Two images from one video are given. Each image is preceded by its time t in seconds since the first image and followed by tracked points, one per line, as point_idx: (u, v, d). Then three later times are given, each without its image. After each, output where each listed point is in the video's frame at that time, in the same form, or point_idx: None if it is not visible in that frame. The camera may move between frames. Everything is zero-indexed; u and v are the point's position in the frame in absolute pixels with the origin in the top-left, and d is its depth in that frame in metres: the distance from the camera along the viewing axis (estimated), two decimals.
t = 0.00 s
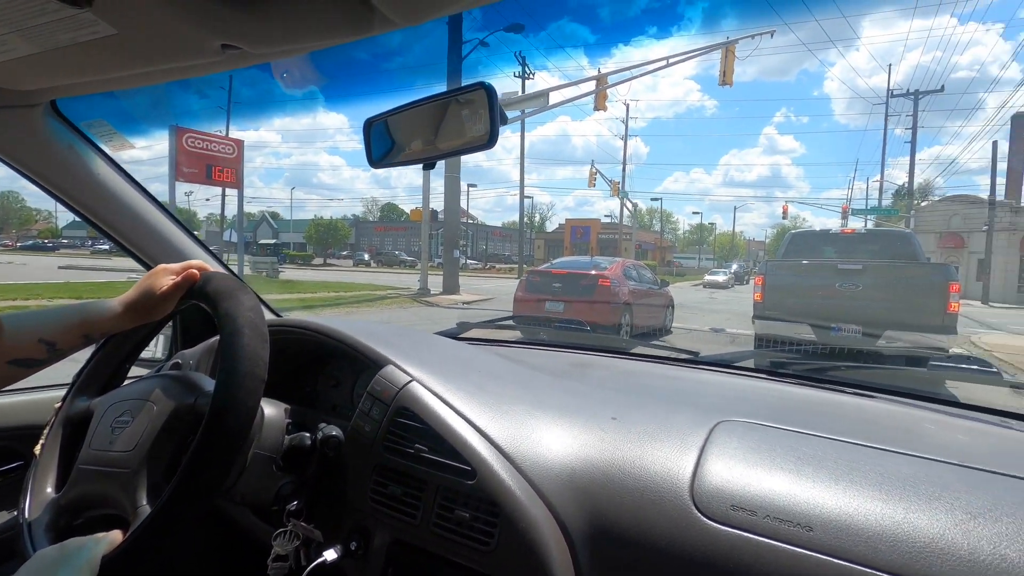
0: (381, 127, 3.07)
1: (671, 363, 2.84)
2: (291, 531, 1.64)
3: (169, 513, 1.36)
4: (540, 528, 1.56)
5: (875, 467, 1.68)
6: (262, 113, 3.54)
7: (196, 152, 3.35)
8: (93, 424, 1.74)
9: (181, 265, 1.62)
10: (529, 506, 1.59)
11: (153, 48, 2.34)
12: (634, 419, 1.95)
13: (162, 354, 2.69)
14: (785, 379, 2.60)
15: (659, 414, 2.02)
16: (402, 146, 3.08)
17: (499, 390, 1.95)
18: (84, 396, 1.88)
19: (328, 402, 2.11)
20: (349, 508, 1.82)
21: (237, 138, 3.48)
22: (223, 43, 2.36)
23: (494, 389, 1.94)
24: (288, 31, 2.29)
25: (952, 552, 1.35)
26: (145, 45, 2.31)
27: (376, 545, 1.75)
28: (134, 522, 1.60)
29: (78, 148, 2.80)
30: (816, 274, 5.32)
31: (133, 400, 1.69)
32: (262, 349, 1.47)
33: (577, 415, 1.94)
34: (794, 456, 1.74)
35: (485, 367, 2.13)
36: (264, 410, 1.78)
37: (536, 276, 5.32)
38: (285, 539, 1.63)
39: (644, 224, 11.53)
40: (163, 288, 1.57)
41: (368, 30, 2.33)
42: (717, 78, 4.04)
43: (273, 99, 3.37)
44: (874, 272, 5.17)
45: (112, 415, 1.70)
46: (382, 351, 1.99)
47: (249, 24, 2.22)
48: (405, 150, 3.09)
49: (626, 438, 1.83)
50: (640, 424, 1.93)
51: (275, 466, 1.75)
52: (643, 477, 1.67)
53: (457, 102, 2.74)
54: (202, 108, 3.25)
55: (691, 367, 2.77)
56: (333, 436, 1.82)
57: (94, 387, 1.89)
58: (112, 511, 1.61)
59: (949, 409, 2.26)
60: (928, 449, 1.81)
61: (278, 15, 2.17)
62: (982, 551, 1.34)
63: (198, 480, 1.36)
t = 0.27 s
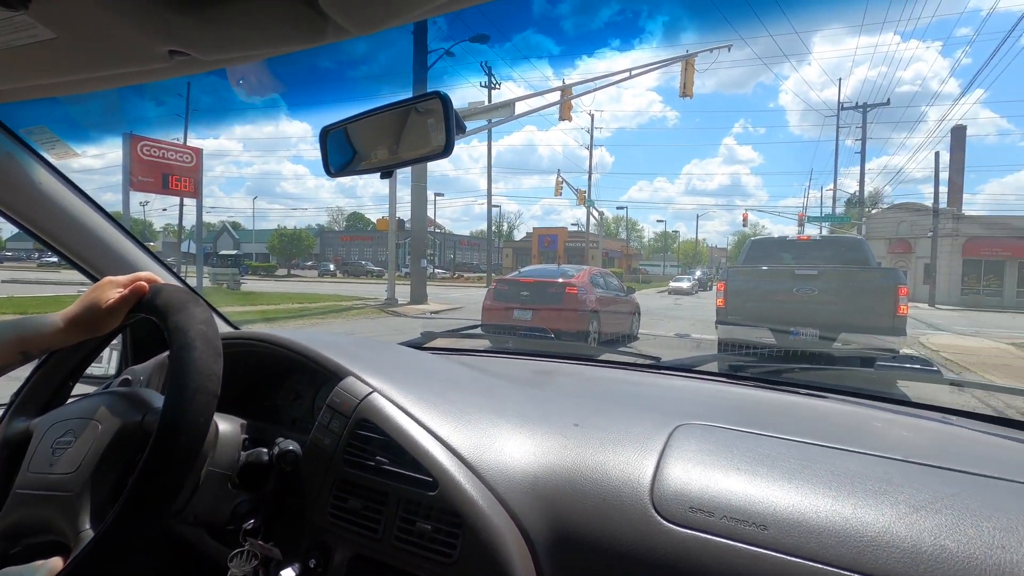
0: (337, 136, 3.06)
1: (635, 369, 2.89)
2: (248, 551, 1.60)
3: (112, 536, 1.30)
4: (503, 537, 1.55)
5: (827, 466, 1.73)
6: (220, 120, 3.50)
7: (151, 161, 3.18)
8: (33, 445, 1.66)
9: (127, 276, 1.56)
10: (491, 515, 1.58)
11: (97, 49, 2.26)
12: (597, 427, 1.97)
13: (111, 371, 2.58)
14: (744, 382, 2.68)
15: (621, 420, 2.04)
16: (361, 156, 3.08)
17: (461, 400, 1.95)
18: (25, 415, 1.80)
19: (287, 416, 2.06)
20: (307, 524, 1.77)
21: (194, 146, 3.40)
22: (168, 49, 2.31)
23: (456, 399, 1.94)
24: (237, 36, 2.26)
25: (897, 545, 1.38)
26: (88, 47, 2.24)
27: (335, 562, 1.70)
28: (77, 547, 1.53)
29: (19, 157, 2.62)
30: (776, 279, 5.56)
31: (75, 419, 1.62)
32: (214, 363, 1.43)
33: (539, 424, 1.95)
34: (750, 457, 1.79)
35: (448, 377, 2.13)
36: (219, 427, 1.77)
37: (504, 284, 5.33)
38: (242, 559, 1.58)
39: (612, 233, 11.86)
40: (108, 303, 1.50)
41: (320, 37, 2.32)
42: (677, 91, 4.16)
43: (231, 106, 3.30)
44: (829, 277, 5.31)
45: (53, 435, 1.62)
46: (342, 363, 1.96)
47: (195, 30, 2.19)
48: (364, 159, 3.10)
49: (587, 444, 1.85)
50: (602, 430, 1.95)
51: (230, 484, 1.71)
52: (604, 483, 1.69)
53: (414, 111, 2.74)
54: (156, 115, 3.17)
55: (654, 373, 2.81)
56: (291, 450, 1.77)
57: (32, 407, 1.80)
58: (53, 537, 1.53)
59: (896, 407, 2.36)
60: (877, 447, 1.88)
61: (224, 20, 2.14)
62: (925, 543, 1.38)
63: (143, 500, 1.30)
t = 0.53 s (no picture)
0: (310, 147, 3.03)
1: (612, 376, 2.91)
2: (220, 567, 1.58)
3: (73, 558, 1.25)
4: (478, 547, 1.53)
5: (795, 469, 1.76)
6: (193, 128, 3.46)
7: (121, 168, 3.11)
8: None
9: (77, 288, 1.56)
10: (465, 525, 1.56)
11: (59, 58, 2.21)
12: (572, 434, 1.98)
13: (76, 386, 2.51)
14: (718, 387, 2.71)
15: (596, 428, 2.05)
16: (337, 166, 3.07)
17: (436, 411, 1.93)
18: None
19: (259, 430, 2.02)
20: (280, 539, 1.73)
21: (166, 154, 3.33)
22: (136, 59, 2.28)
23: (431, 410, 1.92)
24: (206, 45, 2.24)
25: (861, 546, 1.41)
26: (51, 55, 2.19)
27: None
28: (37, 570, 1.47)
29: None
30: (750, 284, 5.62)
31: (36, 437, 1.57)
32: (183, 378, 1.40)
33: (513, 433, 1.95)
34: (723, 462, 1.81)
35: (423, 387, 2.11)
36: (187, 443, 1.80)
37: (483, 292, 5.33)
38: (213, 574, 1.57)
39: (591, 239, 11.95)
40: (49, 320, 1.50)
41: (290, 47, 2.31)
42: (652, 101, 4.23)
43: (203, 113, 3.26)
44: (801, 281, 5.43)
45: (13, 454, 1.57)
46: (315, 375, 1.94)
47: (163, 40, 2.16)
48: (339, 169, 3.08)
49: (563, 453, 1.85)
50: (578, 438, 1.95)
51: (201, 500, 1.69)
52: (579, 490, 1.69)
53: (389, 122, 2.75)
54: (125, 123, 3.12)
55: (630, 380, 2.84)
56: (262, 464, 1.72)
57: None
58: (11, 560, 1.47)
59: (864, 410, 2.42)
60: (844, 449, 1.92)
61: (192, 30, 2.13)
62: (888, 543, 1.41)
63: (105, 519, 1.26)
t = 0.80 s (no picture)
0: (291, 155, 3.01)
1: (595, 382, 2.92)
2: None
3: None
4: (460, 555, 1.52)
5: (775, 473, 1.78)
6: (174, 135, 3.43)
7: (100, 175, 3.03)
8: None
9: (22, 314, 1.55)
10: (448, 534, 1.54)
11: (32, 66, 2.18)
12: (554, 441, 1.98)
13: (50, 397, 2.45)
14: (700, 392, 2.73)
15: (579, 434, 2.05)
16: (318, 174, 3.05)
17: (419, 419, 1.92)
18: None
19: (240, 440, 1.99)
20: (261, 551, 1.71)
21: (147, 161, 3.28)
22: (110, 67, 2.25)
23: (413, 418, 1.91)
24: (183, 54, 2.22)
25: (839, 548, 1.43)
26: (23, 63, 2.15)
27: None
28: None
29: None
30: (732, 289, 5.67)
31: (13, 450, 1.54)
32: (161, 390, 1.37)
33: (496, 440, 1.95)
34: (704, 467, 1.82)
35: (405, 395, 2.10)
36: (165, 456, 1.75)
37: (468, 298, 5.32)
38: None
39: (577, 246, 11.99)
40: None
41: (269, 56, 2.30)
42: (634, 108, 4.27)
43: (185, 120, 3.23)
44: (784, 287, 5.36)
45: None
46: (296, 384, 1.91)
47: (138, 48, 2.14)
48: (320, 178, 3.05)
49: (546, 460, 1.85)
50: (561, 445, 1.95)
51: (179, 512, 1.65)
52: (561, 497, 1.69)
53: (371, 130, 2.75)
54: (105, 130, 3.08)
55: (614, 385, 2.84)
56: (242, 475, 1.73)
57: None
58: None
59: (842, 413, 2.45)
60: (823, 452, 1.94)
61: (167, 39, 2.10)
62: (865, 545, 1.43)
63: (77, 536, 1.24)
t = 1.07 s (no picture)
0: (276, 157, 2.99)
1: (582, 386, 2.92)
2: None
3: None
4: (446, 562, 1.51)
5: (759, 475, 1.79)
6: (158, 139, 3.39)
7: (80, 180, 2.98)
8: None
9: None
10: (434, 541, 1.52)
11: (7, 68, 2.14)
12: (542, 446, 1.98)
13: (25, 406, 2.39)
14: (686, 395, 2.75)
15: (566, 438, 2.05)
16: (301, 178, 3.02)
17: (403, 425, 1.90)
18: None
19: (222, 448, 1.96)
20: (243, 560, 1.68)
21: (129, 165, 3.24)
22: (88, 69, 2.22)
23: (398, 424, 1.90)
24: (162, 56, 2.19)
25: (822, 549, 1.44)
26: None
27: None
28: None
29: None
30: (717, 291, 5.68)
31: None
32: (140, 399, 1.34)
33: (482, 446, 1.94)
34: (690, 470, 1.83)
35: (391, 402, 2.08)
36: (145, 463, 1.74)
37: (455, 303, 5.30)
38: None
39: (565, 250, 12.03)
40: None
41: (252, 59, 2.28)
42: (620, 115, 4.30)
43: (169, 123, 3.19)
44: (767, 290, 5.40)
45: None
46: (280, 391, 1.89)
47: (117, 51, 2.11)
48: (303, 181, 3.03)
49: (532, 466, 1.84)
50: (547, 450, 1.95)
51: (158, 523, 1.65)
52: (548, 502, 1.69)
53: (356, 135, 2.74)
54: (85, 134, 3.03)
55: (601, 390, 2.85)
56: (224, 485, 1.69)
57: None
58: None
59: (826, 415, 2.48)
60: (807, 454, 1.96)
61: (147, 41, 2.07)
62: (848, 546, 1.44)
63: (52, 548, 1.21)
